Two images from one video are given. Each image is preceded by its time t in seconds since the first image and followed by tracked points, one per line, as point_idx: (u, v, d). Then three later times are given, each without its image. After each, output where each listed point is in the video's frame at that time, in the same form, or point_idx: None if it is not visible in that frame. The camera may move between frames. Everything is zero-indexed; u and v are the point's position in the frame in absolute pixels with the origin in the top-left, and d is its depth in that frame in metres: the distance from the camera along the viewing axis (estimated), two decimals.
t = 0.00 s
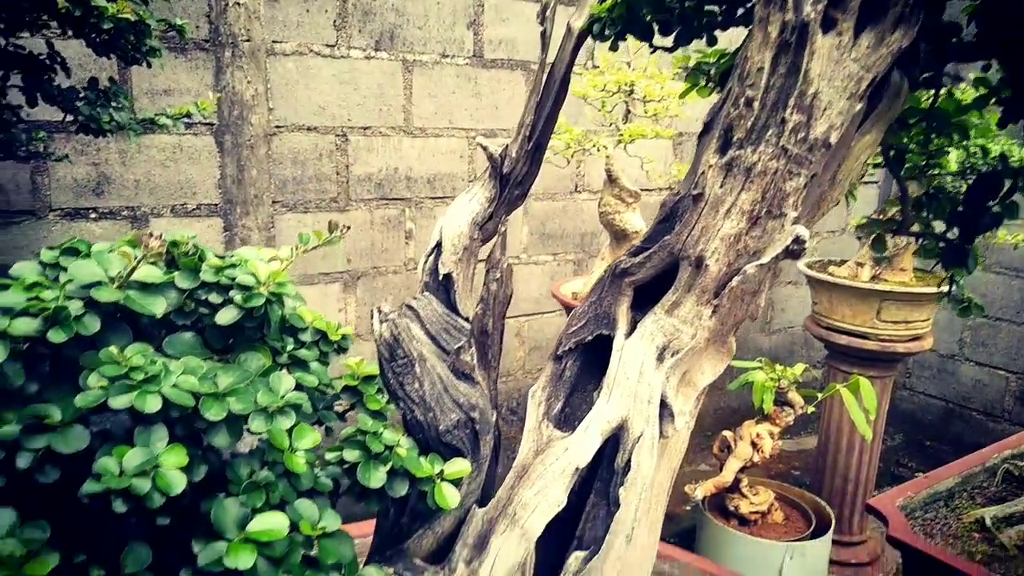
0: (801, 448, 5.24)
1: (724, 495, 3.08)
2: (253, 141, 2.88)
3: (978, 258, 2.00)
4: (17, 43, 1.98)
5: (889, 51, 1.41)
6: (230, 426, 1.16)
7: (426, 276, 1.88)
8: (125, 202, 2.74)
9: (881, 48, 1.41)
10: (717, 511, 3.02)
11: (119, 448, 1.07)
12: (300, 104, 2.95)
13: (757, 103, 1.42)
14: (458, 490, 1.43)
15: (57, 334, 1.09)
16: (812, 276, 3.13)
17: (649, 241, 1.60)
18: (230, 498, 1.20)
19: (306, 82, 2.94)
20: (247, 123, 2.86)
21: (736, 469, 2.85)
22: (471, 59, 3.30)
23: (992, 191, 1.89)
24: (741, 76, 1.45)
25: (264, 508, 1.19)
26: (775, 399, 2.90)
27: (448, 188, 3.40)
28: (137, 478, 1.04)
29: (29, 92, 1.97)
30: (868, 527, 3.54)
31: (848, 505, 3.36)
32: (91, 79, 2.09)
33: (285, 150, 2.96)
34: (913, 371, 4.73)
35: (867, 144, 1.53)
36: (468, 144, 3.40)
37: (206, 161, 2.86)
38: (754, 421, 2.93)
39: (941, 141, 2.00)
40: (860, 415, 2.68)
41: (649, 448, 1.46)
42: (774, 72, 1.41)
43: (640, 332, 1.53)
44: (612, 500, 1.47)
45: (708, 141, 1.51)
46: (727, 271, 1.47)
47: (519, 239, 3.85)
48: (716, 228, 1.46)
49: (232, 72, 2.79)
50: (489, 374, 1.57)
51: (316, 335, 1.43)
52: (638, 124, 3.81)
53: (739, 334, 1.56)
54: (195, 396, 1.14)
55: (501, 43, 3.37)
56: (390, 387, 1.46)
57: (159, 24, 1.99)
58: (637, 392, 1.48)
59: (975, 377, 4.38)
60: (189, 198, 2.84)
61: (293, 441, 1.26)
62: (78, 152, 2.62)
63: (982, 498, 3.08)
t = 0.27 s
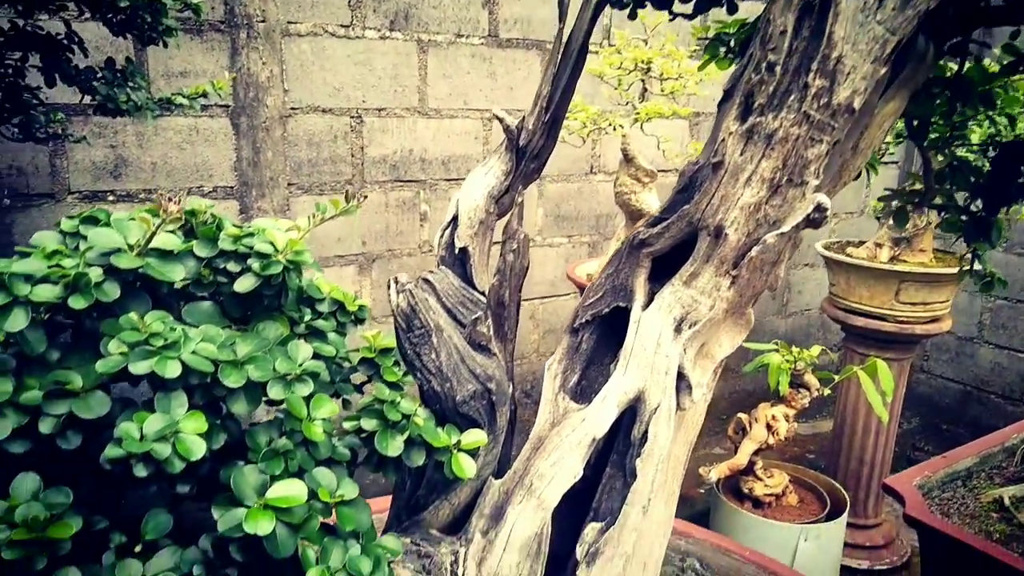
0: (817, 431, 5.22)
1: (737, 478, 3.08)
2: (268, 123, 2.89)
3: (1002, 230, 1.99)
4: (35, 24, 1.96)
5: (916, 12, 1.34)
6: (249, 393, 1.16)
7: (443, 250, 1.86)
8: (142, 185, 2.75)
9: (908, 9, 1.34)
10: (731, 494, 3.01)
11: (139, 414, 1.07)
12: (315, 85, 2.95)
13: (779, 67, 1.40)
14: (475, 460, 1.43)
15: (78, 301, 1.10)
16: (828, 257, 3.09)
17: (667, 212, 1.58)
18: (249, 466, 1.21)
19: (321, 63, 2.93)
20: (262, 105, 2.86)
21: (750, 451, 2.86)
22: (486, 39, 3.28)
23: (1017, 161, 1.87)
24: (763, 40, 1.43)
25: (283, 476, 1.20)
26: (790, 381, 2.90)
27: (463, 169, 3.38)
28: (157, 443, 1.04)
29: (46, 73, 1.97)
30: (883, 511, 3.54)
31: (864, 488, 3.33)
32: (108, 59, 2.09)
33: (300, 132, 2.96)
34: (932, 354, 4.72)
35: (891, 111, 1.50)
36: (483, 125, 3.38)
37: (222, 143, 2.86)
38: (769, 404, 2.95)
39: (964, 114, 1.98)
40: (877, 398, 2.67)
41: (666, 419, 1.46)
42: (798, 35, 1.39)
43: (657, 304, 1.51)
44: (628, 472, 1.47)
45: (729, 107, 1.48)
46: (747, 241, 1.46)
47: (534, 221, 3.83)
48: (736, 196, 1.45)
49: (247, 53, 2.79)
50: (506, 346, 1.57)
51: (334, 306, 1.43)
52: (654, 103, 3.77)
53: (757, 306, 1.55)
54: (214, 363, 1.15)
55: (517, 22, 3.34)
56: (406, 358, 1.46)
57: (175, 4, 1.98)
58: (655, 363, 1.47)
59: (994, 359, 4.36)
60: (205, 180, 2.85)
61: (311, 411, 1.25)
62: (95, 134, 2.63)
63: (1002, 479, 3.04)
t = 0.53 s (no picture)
0: (818, 418, 5.22)
1: (739, 464, 3.08)
2: (269, 110, 2.88)
3: (1008, 208, 1.98)
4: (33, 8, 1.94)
5: None
6: (251, 369, 1.15)
7: (445, 230, 1.83)
8: (143, 172, 2.73)
9: None
10: (732, 480, 3.01)
11: (141, 388, 1.06)
12: (316, 71, 2.93)
13: (787, 39, 1.38)
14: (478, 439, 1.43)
15: (79, 275, 1.08)
16: (830, 243, 3.06)
17: (672, 188, 1.56)
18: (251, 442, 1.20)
19: (322, 49, 2.91)
20: (263, 92, 2.85)
21: (751, 436, 2.87)
22: (487, 24, 3.25)
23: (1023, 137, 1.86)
24: (771, 12, 1.41)
25: (285, 452, 1.19)
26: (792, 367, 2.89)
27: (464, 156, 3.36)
28: (158, 417, 1.03)
29: (46, 58, 1.94)
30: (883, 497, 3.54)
31: (865, 473, 3.34)
32: (107, 44, 2.07)
33: (301, 119, 2.95)
34: (933, 341, 4.71)
35: (898, 88, 1.48)
36: (485, 112, 3.36)
37: (223, 130, 2.85)
38: (770, 390, 2.96)
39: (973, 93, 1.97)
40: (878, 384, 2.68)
41: (670, 397, 1.46)
42: (805, 7, 1.37)
43: (661, 282, 1.50)
44: (631, 450, 1.46)
45: (735, 81, 1.46)
46: (752, 217, 1.45)
47: (535, 209, 3.82)
48: (742, 171, 1.43)
49: (248, 40, 2.77)
50: (509, 324, 1.57)
51: (336, 284, 1.42)
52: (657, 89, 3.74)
53: (762, 285, 1.54)
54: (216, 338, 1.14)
55: (519, 7, 3.31)
56: (408, 336, 1.44)
57: None
58: (658, 341, 1.46)
59: (996, 346, 4.35)
60: (206, 167, 2.84)
61: (313, 388, 1.25)
62: (95, 121, 2.62)
63: (1003, 462, 3.04)
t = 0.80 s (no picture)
0: (821, 403, 5.22)
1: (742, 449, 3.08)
2: (269, 94, 2.87)
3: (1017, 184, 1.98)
4: None
5: None
6: (255, 345, 1.15)
7: (449, 210, 1.83)
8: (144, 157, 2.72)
9: None
10: (735, 465, 3.01)
11: (145, 362, 1.06)
12: (316, 55, 2.91)
13: (795, 10, 1.36)
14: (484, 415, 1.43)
15: (81, 250, 1.08)
16: (833, 227, 3.04)
17: (678, 164, 1.55)
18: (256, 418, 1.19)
19: (322, 33, 2.89)
20: (263, 76, 2.84)
21: (755, 422, 2.86)
22: (489, 7, 3.22)
23: None
24: None
25: (290, 428, 1.19)
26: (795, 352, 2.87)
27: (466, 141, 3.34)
28: (163, 391, 1.03)
29: (44, 40, 1.92)
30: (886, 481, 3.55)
31: (868, 457, 3.33)
32: (106, 26, 2.05)
33: (302, 103, 2.93)
34: (936, 325, 4.69)
35: (905, 61, 1.47)
36: (486, 96, 3.34)
37: (223, 115, 2.84)
38: (774, 375, 2.94)
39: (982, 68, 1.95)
40: (882, 369, 2.68)
41: (676, 374, 1.45)
42: None
43: (667, 259, 1.49)
44: (638, 428, 1.46)
45: (741, 52, 1.44)
46: (759, 192, 1.45)
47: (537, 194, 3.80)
48: (749, 145, 1.43)
49: (247, 24, 2.76)
50: (514, 302, 1.56)
51: (340, 262, 1.41)
52: (660, 71, 3.71)
53: (768, 261, 1.53)
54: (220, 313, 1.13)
55: None
56: (413, 313, 1.43)
57: None
58: (665, 319, 1.45)
59: (1000, 331, 4.34)
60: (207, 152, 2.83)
61: (318, 365, 1.24)
62: (95, 106, 2.60)
63: (1007, 444, 3.05)
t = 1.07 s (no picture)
0: (823, 389, 5.22)
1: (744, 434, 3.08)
2: (270, 80, 2.85)
3: None
4: None
5: None
6: (258, 318, 1.15)
7: (451, 188, 1.82)
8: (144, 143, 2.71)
9: None
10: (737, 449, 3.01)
11: (148, 333, 1.05)
12: (316, 41, 2.89)
13: None
14: (487, 390, 1.43)
15: (83, 222, 1.07)
16: (835, 213, 3.02)
17: (682, 139, 1.55)
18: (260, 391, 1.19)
19: (322, 18, 2.88)
20: (263, 61, 2.82)
21: (757, 406, 2.86)
22: None
23: None
24: None
25: (294, 401, 1.18)
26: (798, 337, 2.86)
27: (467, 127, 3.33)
28: (166, 362, 1.02)
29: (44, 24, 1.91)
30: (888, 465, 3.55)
31: (869, 441, 3.33)
32: (105, 9, 2.04)
33: (302, 89, 2.91)
34: (938, 311, 4.68)
35: (912, 35, 1.45)
36: (488, 81, 3.33)
37: (223, 101, 2.82)
38: (776, 359, 2.93)
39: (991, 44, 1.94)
40: (885, 352, 2.67)
41: (681, 349, 1.44)
42: None
43: (671, 235, 1.48)
44: (642, 403, 1.46)
45: (748, 26, 1.44)
46: (764, 166, 1.43)
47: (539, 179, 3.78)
48: (754, 119, 1.41)
49: (248, 9, 2.74)
50: (517, 278, 1.55)
51: (342, 237, 1.40)
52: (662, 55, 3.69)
53: (773, 236, 1.51)
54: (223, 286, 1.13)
55: None
56: (417, 289, 1.43)
57: None
58: (669, 295, 1.44)
59: (1002, 316, 4.34)
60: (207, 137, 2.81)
61: (321, 339, 1.25)
62: (94, 92, 2.59)
63: (1009, 425, 3.04)
